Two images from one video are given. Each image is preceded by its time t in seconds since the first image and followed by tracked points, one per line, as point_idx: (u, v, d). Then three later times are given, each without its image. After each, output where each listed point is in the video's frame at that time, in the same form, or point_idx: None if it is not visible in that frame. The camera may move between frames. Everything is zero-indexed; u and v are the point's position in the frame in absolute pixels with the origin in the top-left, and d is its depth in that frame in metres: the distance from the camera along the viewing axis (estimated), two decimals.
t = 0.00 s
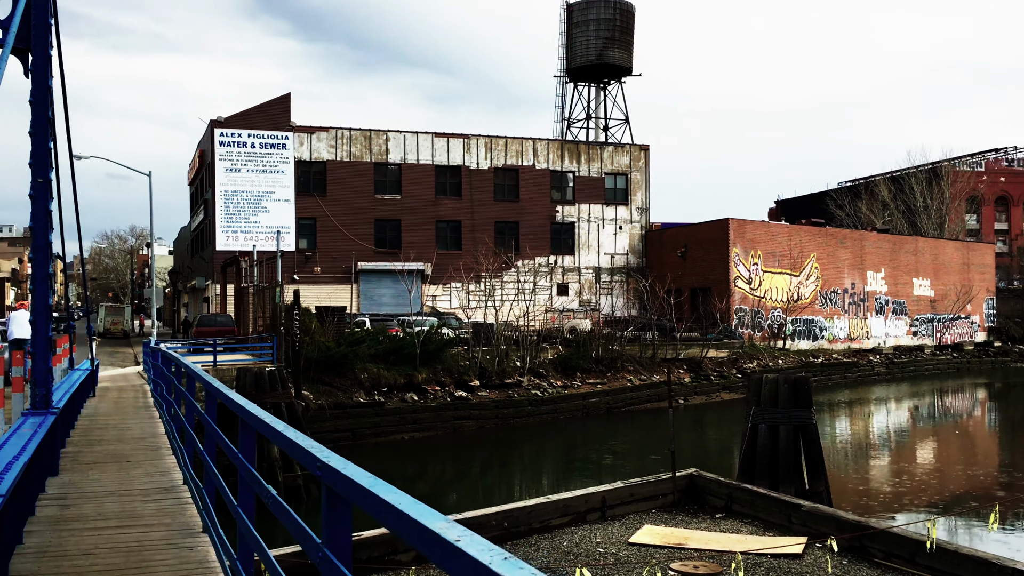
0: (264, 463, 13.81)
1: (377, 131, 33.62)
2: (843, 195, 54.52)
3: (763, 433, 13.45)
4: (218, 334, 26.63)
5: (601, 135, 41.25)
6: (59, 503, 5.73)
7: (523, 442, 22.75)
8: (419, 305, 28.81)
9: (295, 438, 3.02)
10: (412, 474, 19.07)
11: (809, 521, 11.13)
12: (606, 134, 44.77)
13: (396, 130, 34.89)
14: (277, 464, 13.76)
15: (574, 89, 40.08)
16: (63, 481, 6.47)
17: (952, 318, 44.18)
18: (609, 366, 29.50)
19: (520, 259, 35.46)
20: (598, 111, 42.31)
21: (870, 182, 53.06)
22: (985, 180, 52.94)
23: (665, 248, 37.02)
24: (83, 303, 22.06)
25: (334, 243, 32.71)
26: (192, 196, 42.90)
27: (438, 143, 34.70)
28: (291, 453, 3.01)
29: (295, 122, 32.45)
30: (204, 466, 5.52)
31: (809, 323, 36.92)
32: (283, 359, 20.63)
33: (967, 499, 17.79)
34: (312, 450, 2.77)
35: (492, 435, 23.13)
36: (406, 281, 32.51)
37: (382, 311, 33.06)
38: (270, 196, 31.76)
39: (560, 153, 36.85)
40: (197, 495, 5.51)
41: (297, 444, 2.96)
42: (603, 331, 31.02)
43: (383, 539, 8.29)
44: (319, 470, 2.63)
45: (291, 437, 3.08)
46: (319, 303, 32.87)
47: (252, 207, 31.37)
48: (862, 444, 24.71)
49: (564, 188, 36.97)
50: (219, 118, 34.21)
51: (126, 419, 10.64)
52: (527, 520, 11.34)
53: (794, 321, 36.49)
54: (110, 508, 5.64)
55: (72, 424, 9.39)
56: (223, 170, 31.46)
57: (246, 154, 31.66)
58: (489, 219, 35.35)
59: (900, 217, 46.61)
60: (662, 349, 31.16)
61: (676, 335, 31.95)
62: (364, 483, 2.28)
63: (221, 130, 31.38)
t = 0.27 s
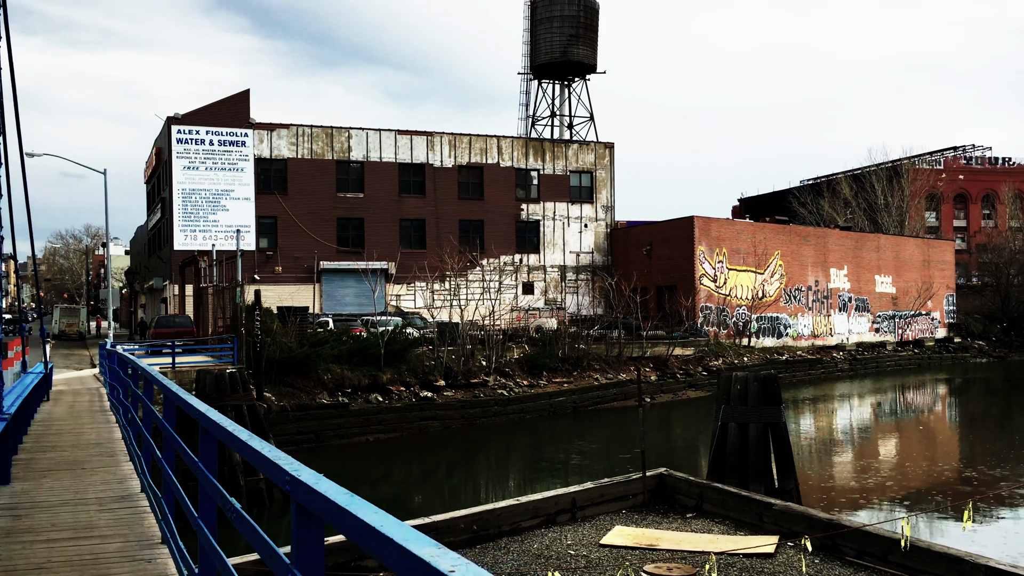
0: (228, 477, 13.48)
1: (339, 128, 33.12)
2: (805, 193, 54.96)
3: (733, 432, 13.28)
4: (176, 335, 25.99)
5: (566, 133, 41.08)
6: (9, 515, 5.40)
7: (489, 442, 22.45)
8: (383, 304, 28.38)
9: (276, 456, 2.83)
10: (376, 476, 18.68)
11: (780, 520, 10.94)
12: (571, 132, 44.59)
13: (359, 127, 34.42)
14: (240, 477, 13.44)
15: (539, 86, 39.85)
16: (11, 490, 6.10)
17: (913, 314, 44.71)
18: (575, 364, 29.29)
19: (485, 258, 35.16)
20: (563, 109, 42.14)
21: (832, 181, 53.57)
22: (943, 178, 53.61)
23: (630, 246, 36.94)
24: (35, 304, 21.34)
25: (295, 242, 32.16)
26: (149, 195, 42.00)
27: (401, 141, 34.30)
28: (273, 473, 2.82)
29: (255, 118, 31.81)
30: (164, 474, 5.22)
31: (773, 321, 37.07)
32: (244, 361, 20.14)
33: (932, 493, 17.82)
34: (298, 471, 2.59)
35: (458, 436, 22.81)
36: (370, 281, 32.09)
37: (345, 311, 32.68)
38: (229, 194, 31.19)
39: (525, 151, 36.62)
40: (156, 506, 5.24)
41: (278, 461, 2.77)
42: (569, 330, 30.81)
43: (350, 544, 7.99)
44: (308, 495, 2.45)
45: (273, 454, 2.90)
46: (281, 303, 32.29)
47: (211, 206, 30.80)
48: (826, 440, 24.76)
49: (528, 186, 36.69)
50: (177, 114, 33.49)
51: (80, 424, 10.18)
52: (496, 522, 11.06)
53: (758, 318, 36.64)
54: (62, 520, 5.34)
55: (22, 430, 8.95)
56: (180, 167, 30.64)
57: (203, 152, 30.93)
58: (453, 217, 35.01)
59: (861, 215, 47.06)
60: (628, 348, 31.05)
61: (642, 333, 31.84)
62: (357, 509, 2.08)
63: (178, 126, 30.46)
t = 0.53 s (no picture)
0: (190, 489, 13.05)
1: (303, 125, 32.56)
2: (771, 192, 55.27)
3: (706, 430, 13.07)
4: (136, 337, 25.34)
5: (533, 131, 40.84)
6: None
7: (457, 443, 22.10)
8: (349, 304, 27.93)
9: (241, 467, 2.56)
10: (342, 479, 18.26)
11: (755, 519, 10.74)
12: (538, 129, 44.36)
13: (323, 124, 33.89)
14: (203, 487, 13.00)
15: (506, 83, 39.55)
16: None
17: (878, 311, 45.04)
18: (544, 364, 29.02)
19: (452, 257, 34.79)
20: (530, 107, 41.89)
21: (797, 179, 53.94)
22: (906, 176, 54.18)
23: (598, 244, 36.78)
24: None
25: (259, 241, 31.55)
26: (108, 193, 41.06)
27: (367, 138, 33.84)
28: (239, 486, 2.56)
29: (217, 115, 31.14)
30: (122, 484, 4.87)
31: (741, 318, 37.13)
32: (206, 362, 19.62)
33: (902, 490, 17.79)
34: (268, 484, 2.34)
35: (426, 437, 22.44)
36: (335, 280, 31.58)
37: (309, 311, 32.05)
38: (191, 192, 30.44)
39: (492, 148, 36.34)
40: (114, 516, 4.93)
41: (244, 472, 2.51)
42: (538, 329, 30.54)
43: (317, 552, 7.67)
44: (282, 511, 2.20)
45: (239, 464, 2.63)
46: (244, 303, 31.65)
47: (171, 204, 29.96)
48: (794, 437, 24.74)
49: (495, 184, 36.39)
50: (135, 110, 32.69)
51: (33, 429, 9.70)
52: (467, 526, 10.76)
53: (726, 316, 36.68)
54: (13, 533, 5.02)
55: None
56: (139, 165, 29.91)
57: (163, 149, 30.35)
58: (420, 216, 34.61)
59: (826, 213, 47.38)
60: (597, 346, 30.85)
61: (610, 331, 31.66)
62: (341, 530, 1.85)
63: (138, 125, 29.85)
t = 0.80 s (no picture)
0: (154, 498, 12.57)
1: (270, 122, 32.05)
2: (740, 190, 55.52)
3: (682, 429, 12.89)
4: (98, 338, 24.74)
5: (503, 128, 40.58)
6: None
7: (427, 443, 21.80)
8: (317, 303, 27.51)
9: (211, 483, 2.30)
10: (311, 481, 17.89)
11: (733, 519, 10.57)
12: (508, 127, 44.11)
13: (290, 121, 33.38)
14: (167, 493, 12.54)
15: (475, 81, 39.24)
16: None
17: (846, 308, 45.36)
18: (516, 363, 28.77)
19: (422, 255, 34.43)
20: (500, 104, 41.63)
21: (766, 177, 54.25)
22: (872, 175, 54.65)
23: (569, 242, 36.61)
24: None
25: (224, 239, 30.99)
26: (70, 191, 40.18)
27: (335, 135, 33.39)
28: (208, 503, 2.29)
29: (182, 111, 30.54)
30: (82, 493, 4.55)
31: (711, 316, 37.17)
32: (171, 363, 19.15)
33: (875, 487, 17.78)
34: (241, 503, 2.08)
35: (396, 438, 22.10)
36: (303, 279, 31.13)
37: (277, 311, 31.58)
38: (154, 189, 29.84)
39: (462, 146, 36.04)
40: (74, 529, 4.60)
41: (214, 489, 2.25)
42: (509, 327, 30.29)
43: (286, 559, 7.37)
44: (257, 535, 1.95)
45: (209, 479, 2.36)
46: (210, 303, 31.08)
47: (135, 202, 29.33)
48: (765, 435, 24.72)
49: (465, 182, 36.09)
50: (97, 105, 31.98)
51: None
52: (442, 529, 10.50)
53: (697, 314, 36.68)
54: None
55: None
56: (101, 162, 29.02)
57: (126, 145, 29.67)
58: (389, 214, 34.22)
59: (794, 211, 47.65)
60: (568, 345, 30.68)
61: (582, 330, 31.48)
62: (330, 558, 1.60)
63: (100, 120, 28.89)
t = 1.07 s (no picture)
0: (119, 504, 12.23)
1: (239, 118, 31.63)
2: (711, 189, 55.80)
3: (659, 429, 12.79)
4: (63, 338, 24.21)
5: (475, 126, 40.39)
6: None
7: (400, 443, 21.59)
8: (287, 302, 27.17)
9: (186, 498, 2.10)
10: (281, 483, 17.61)
11: (710, 519, 10.48)
12: (480, 124, 43.91)
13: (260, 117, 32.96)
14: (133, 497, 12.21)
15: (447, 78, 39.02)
16: None
17: (815, 306, 45.71)
18: (489, 361, 28.59)
19: (394, 253, 34.18)
20: (472, 102, 41.43)
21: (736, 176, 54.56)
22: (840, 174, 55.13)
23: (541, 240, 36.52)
24: None
25: (192, 237, 30.50)
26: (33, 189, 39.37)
27: (305, 132, 33.03)
28: (183, 520, 2.09)
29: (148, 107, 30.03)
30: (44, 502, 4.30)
31: (683, 315, 37.24)
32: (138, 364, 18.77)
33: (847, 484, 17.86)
34: (220, 522, 1.89)
35: (368, 439, 21.86)
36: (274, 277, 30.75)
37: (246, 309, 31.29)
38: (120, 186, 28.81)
39: (434, 143, 35.81)
40: (37, 539, 4.35)
41: (189, 505, 2.05)
42: (482, 326, 30.12)
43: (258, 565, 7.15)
44: (239, 559, 1.76)
45: (182, 495, 2.16)
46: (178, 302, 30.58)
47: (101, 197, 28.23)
48: (737, 433, 24.81)
49: (437, 180, 35.87)
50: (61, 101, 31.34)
51: None
52: (417, 532, 10.31)
53: (669, 312, 36.75)
54: None
55: None
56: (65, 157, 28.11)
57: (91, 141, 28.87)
58: (360, 211, 33.93)
59: (764, 210, 47.95)
60: (541, 344, 30.60)
61: (555, 328, 31.39)
62: None
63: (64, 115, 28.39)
